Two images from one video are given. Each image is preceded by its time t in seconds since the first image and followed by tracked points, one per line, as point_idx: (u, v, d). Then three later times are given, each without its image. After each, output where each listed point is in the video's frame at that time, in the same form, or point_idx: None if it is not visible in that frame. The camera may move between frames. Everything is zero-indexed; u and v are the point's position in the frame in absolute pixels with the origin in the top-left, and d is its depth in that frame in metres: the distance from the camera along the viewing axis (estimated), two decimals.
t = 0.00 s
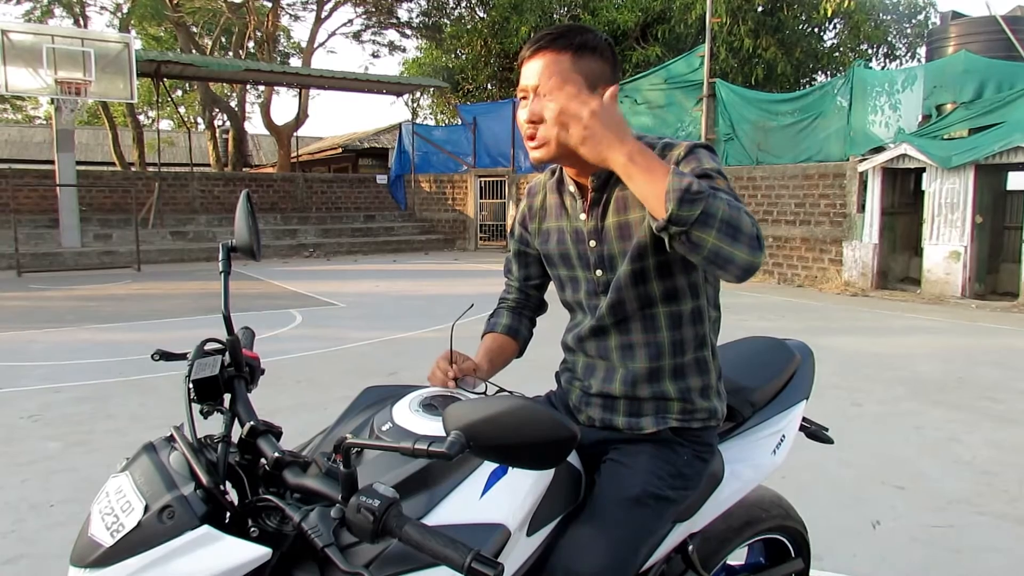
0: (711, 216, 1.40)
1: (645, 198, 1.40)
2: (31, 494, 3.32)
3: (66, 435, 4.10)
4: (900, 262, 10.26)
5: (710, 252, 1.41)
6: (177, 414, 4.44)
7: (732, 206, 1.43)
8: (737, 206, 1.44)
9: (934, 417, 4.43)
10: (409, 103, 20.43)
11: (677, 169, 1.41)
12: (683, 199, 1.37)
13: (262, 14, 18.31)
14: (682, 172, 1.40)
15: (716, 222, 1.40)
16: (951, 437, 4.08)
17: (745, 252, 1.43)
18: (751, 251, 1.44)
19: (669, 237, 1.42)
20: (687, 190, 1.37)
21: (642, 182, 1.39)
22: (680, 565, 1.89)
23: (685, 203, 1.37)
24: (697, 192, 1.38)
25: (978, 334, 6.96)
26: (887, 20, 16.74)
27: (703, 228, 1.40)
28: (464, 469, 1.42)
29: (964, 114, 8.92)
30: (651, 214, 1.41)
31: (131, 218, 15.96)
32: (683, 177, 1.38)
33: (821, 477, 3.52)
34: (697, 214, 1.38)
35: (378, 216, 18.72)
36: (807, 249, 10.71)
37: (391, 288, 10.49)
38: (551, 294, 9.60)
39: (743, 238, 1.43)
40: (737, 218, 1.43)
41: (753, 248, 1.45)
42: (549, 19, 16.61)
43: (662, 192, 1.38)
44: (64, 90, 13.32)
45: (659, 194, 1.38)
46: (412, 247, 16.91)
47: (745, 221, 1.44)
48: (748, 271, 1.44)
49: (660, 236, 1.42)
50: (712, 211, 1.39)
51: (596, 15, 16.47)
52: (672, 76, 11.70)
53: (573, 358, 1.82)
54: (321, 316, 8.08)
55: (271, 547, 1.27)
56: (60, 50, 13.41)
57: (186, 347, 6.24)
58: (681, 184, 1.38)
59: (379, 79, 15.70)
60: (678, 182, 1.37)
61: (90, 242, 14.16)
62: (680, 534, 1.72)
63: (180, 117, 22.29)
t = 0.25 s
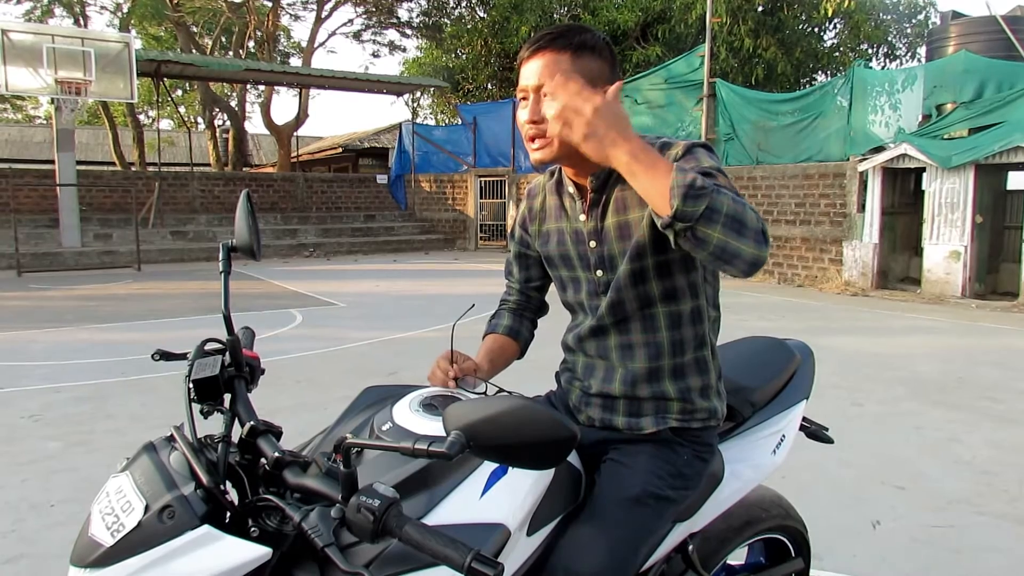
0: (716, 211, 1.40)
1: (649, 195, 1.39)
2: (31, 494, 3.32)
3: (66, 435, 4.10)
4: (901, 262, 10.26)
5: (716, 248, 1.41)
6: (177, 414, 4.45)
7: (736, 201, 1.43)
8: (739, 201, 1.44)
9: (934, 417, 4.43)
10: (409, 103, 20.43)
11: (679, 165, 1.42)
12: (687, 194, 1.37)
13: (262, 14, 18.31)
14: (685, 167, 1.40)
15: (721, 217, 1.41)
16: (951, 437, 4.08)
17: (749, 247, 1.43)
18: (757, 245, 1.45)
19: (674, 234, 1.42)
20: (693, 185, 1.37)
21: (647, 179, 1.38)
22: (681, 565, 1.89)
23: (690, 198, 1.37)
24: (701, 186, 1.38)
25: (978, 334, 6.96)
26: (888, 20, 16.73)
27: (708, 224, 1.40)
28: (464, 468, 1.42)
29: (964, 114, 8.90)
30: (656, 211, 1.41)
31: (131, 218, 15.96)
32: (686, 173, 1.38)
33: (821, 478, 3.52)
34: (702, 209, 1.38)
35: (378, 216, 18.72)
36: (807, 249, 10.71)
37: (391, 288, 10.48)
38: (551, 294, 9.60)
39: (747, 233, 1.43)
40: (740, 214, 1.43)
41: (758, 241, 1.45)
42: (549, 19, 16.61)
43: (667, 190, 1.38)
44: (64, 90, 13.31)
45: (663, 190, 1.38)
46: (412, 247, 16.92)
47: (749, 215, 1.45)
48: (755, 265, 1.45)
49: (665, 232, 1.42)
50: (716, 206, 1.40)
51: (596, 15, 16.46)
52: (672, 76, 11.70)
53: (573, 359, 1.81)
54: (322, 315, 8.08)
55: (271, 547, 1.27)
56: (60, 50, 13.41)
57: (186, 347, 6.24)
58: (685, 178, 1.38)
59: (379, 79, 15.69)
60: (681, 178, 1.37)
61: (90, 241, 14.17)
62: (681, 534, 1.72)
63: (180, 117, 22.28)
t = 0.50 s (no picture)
0: (721, 217, 1.41)
1: (656, 200, 1.39)
2: (31, 493, 3.32)
3: (66, 434, 4.10)
4: (901, 262, 10.26)
5: (721, 252, 1.42)
6: (177, 413, 4.45)
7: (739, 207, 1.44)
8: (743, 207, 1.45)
9: (934, 417, 4.43)
10: (410, 102, 20.43)
11: (684, 171, 1.42)
12: (693, 199, 1.37)
13: (262, 13, 18.31)
14: (690, 173, 1.40)
15: (725, 223, 1.41)
16: (950, 438, 4.08)
17: (751, 253, 1.45)
18: (758, 251, 1.46)
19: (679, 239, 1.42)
20: (699, 191, 1.37)
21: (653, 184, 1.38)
22: (681, 565, 1.89)
23: (696, 204, 1.37)
24: (706, 192, 1.38)
25: (978, 335, 6.97)
26: (888, 20, 16.74)
27: (712, 229, 1.40)
28: (464, 468, 1.42)
29: (965, 114, 8.91)
30: (660, 215, 1.41)
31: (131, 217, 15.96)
32: (692, 178, 1.39)
33: (821, 478, 3.52)
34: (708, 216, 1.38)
35: (378, 215, 18.71)
36: (807, 249, 10.71)
37: (391, 288, 10.48)
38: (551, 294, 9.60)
39: (750, 239, 1.44)
40: (744, 220, 1.44)
41: (760, 247, 1.47)
42: (549, 19, 16.61)
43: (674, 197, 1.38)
44: (65, 89, 13.32)
45: (668, 195, 1.38)
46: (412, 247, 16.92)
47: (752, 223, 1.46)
48: (757, 270, 1.46)
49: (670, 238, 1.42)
50: (719, 211, 1.40)
51: (597, 14, 16.46)
52: (673, 76, 11.69)
53: (573, 359, 1.82)
54: (322, 315, 8.08)
55: (271, 546, 1.27)
56: (61, 49, 13.40)
57: (187, 346, 6.24)
58: (691, 184, 1.38)
59: (380, 78, 15.69)
60: (686, 183, 1.38)
61: (91, 241, 14.17)
62: (680, 534, 1.72)
63: (180, 116, 22.28)
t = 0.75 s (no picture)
0: (721, 216, 1.40)
1: (655, 202, 1.39)
2: (31, 493, 3.32)
3: (66, 435, 4.10)
4: (901, 262, 10.26)
5: (723, 250, 1.41)
6: (177, 413, 4.44)
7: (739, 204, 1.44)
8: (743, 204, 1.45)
9: (934, 418, 4.42)
10: (410, 102, 20.43)
11: (682, 171, 1.42)
12: (693, 199, 1.37)
13: (262, 13, 18.30)
14: (688, 174, 1.40)
15: (726, 221, 1.41)
16: (951, 438, 4.07)
17: (754, 250, 1.44)
18: (761, 247, 1.46)
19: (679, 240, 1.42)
20: (697, 191, 1.37)
21: (651, 187, 1.38)
22: (681, 565, 1.89)
23: (695, 203, 1.37)
24: (705, 191, 1.38)
25: (979, 335, 6.97)
26: (888, 20, 16.74)
27: (714, 228, 1.40)
28: (464, 468, 1.41)
29: (965, 114, 8.92)
30: (660, 217, 1.41)
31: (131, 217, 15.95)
32: (690, 178, 1.39)
33: (821, 478, 3.52)
34: (707, 216, 1.38)
35: (379, 215, 18.70)
36: (807, 249, 10.71)
37: (392, 288, 10.47)
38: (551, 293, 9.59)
39: (752, 236, 1.44)
40: (744, 217, 1.43)
41: (763, 243, 1.46)
42: (550, 18, 16.61)
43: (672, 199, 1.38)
44: (65, 90, 13.32)
45: (667, 197, 1.38)
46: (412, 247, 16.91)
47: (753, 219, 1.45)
48: (759, 266, 1.46)
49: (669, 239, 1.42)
50: (720, 210, 1.40)
51: (597, 14, 16.45)
52: (672, 76, 11.69)
53: (573, 359, 1.81)
54: (322, 315, 8.08)
55: (271, 546, 1.27)
56: (60, 49, 13.40)
57: (187, 346, 6.24)
58: (690, 184, 1.38)
59: (380, 78, 15.69)
60: (685, 183, 1.38)
61: (91, 241, 14.17)
62: (680, 533, 1.72)
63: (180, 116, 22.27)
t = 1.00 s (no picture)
0: (722, 213, 1.40)
1: (657, 196, 1.39)
2: (31, 492, 3.32)
3: (66, 433, 4.09)
4: (901, 261, 10.26)
5: (723, 248, 1.41)
6: (177, 412, 4.44)
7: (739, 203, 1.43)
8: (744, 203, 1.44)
9: (934, 417, 4.42)
10: (410, 101, 20.44)
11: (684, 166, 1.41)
12: (694, 195, 1.37)
13: (263, 12, 18.31)
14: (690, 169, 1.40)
15: (725, 219, 1.40)
16: (951, 437, 4.07)
17: (753, 249, 1.44)
18: (759, 247, 1.46)
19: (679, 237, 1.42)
20: (699, 187, 1.37)
21: (654, 182, 1.38)
22: (681, 564, 1.88)
23: (696, 200, 1.37)
24: (706, 188, 1.38)
25: (979, 334, 6.97)
26: (889, 19, 16.74)
27: (713, 226, 1.40)
28: (464, 468, 1.41)
29: (965, 113, 8.92)
30: (660, 213, 1.41)
31: (131, 216, 15.95)
32: (692, 174, 1.38)
33: (821, 477, 3.52)
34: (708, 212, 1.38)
35: (379, 214, 18.70)
36: (807, 248, 10.71)
37: (392, 287, 10.47)
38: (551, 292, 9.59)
39: (752, 235, 1.44)
40: (744, 216, 1.43)
41: (762, 244, 1.46)
42: (550, 18, 16.62)
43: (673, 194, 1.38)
44: (65, 88, 13.32)
45: (669, 191, 1.38)
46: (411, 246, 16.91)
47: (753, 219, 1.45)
48: (757, 267, 1.46)
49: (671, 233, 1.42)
50: (720, 208, 1.39)
51: (597, 13, 16.45)
52: (673, 74, 11.68)
53: (573, 358, 1.81)
54: (322, 314, 8.07)
55: (270, 545, 1.27)
56: (61, 48, 13.40)
57: (187, 345, 6.24)
58: (691, 180, 1.38)
59: (380, 77, 15.69)
60: (687, 178, 1.38)
61: (91, 240, 14.18)
62: (681, 533, 1.72)
63: (180, 115, 22.26)
